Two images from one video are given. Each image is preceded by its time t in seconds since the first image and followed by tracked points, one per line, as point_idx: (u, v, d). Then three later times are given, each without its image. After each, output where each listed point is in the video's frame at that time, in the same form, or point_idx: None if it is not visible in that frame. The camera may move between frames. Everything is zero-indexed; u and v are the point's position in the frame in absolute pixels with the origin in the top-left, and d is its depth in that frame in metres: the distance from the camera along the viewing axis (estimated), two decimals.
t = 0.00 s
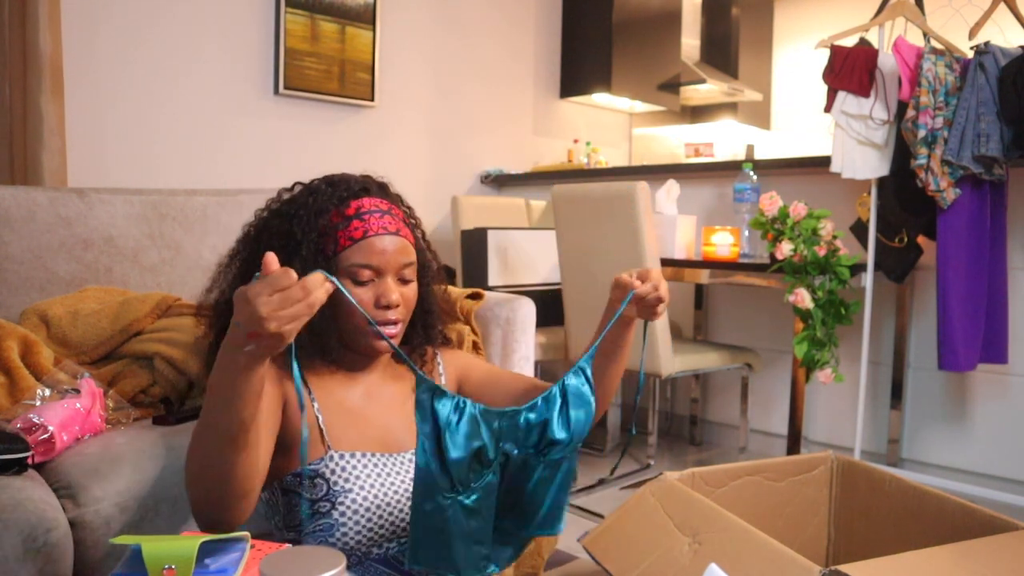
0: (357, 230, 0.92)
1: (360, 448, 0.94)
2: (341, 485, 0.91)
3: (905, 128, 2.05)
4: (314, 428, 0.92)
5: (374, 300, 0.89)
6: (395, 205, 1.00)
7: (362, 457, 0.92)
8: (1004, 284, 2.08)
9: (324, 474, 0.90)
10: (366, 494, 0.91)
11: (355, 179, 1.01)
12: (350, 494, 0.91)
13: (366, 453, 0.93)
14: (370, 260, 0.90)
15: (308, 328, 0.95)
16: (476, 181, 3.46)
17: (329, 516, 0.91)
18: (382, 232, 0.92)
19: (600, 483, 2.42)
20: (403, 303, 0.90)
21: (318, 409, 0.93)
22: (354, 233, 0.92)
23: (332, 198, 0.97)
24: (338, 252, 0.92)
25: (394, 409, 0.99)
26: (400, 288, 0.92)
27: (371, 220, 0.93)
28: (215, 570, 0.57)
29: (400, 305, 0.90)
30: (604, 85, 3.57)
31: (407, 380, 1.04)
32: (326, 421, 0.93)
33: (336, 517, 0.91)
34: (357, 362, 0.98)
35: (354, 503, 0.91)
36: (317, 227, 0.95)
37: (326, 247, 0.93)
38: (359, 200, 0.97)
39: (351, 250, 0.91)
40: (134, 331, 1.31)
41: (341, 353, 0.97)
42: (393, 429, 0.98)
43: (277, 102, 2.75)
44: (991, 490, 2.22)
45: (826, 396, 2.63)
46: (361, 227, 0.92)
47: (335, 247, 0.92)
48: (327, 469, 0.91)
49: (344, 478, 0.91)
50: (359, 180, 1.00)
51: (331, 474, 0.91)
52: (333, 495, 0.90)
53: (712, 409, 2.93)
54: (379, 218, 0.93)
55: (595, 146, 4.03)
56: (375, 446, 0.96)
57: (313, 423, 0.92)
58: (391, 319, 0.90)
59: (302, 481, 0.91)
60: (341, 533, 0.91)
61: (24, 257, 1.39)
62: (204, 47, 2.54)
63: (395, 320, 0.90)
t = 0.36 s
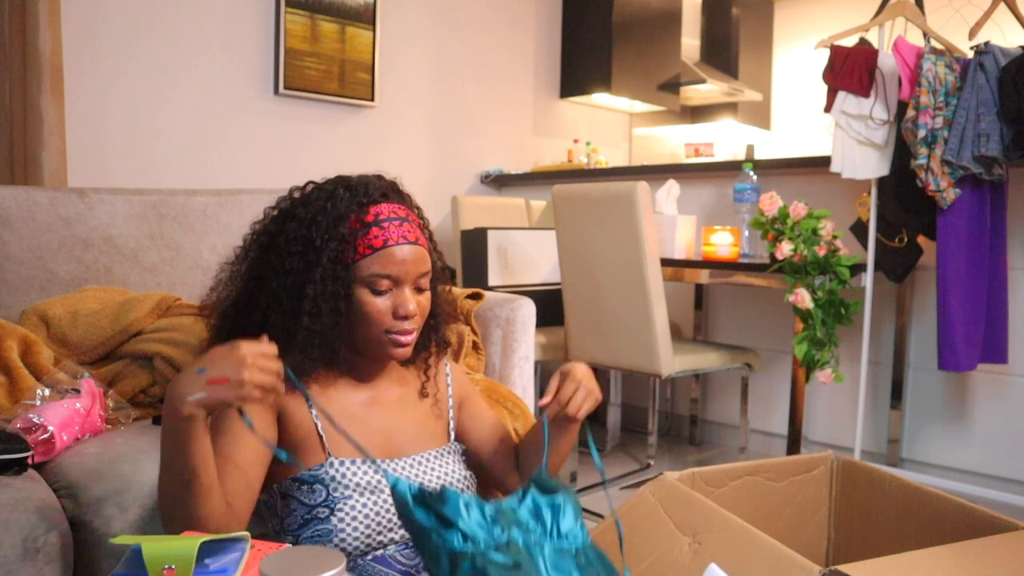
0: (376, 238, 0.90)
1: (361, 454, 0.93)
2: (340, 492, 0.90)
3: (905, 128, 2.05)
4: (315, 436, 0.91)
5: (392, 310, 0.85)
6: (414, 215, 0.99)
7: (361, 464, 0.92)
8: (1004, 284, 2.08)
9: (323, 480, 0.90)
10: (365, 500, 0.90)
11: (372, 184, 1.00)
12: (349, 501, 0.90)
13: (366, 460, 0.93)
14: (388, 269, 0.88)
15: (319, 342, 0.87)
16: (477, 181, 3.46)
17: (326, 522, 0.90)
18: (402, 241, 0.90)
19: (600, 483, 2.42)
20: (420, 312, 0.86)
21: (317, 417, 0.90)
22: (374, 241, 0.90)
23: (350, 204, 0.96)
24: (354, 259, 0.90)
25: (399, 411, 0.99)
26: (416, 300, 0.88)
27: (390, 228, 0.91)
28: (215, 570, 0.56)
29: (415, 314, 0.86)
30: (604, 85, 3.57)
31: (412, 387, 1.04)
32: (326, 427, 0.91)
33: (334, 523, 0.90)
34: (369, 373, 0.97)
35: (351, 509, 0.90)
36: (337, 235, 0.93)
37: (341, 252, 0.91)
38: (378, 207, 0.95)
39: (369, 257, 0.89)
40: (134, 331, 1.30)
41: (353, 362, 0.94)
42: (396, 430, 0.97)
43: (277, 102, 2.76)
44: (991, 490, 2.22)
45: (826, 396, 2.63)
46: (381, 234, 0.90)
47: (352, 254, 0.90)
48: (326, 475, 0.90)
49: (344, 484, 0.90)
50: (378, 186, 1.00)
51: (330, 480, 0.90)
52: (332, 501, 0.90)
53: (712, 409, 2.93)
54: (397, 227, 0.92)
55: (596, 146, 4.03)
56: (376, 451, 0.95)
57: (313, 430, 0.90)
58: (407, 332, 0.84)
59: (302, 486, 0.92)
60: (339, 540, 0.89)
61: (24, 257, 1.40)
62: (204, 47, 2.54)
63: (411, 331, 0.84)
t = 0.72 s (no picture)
0: (416, 258, 0.87)
1: (373, 478, 0.92)
2: (350, 517, 0.88)
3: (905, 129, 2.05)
4: (330, 458, 0.90)
5: (426, 332, 0.86)
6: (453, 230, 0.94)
7: (373, 490, 0.90)
8: (1004, 284, 2.08)
9: (333, 503, 0.88)
10: (375, 527, 0.89)
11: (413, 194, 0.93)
12: (358, 526, 0.88)
13: (379, 486, 0.91)
14: (426, 293, 0.86)
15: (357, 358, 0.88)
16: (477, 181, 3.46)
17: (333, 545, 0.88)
18: (442, 264, 0.87)
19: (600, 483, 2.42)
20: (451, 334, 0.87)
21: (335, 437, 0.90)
22: (413, 262, 0.87)
23: (392, 217, 0.90)
24: (392, 279, 0.87)
25: (414, 425, 0.96)
26: (451, 322, 0.88)
27: (431, 249, 0.88)
28: (215, 570, 0.56)
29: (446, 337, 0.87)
30: (604, 85, 3.57)
31: (430, 405, 1.00)
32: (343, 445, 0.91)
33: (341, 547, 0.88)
34: (388, 391, 0.95)
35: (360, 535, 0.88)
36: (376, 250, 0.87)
37: (378, 270, 0.87)
38: (418, 222, 0.90)
39: (407, 279, 0.86)
40: (134, 331, 1.30)
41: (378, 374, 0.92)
42: (410, 445, 0.95)
43: (277, 102, 2.75)
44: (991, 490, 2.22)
45: (826, 396, 2.63)
46: (421, 255, 0.87)
47: (389, 273, 0.87)
48: (338, 498, 0.89)
49: (354, 510, 0.88)
50: (420, 199, 0.93)
51: (341, 504, 0.89)
52: (341, 525, 0.88)
53: (712, 409, 2.93)
54: (439, 247, 0.88)
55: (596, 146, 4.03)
56: (390, 472, 0.93)
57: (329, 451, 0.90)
58: (439, 356, 0.87)
59: (311, 506, 0.89)
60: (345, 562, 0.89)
61: (24, 257, 1.39)
62: (204, 47, 2.54)
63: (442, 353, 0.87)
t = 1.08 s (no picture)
0: (444, 259, 0.83)
1: (400, 496, 0.88)
2: (371, 537, 0.85)
3: (905, 129, 2.05)
4: (359, 474, 0.87)
5: (456, 336, 0.82)
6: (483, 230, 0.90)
7: (397, 510, 0.86)
8: (1004, 284, 2.08)
9: (355, 522, 0.86)
10: (394, 548, 0.86)
11: (440, 194, 0.90)
12: (378, 548, 0.85)
13: (403, 505, 0.87)
14: (455, 293, 0.82)
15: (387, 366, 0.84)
16: (477, 181, 3.47)
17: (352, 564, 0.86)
18: (471, 264, 0.83)
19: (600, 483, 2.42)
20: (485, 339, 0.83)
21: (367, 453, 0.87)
22: (442, 262, 0.83)
23: (418, 218, 0.86)
24: (421, 282, 0.83)
25: (439, 437, 0.92)
26: (483, 325, 0.84)
27: (460, 249, 0.84)
28: (215, 570, 0.56)
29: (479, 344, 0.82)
30: (604, 85, 3.57)
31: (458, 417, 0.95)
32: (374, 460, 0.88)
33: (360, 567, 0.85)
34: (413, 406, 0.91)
35: (380, 556, 0.85)
36: (401, 252, 0.84)
37: (407, 272, 0.83)
38: (446, 223, 0.86)
39: (435, 280, 0.82)
40: (134, 331, 1.30)
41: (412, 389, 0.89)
42: (435, 464, 0.91)
43: (277, 102, 2.75)
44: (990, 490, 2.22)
45: (826, 396, 2.63)
46: (449, 256, 0.83)
47: (418, 274, 0.83)
48: (360, 517, 0.86)
49: (375, 531, 0.85)
50: (447, 199, 0.89)
51: (362, 523, 0.86)
52: (360, 544, 0.85)
53: (711, 408, 2.93)
54: (467, 247, 0.84)
55: (596, 146, 4.03)
56: (414, 490, 0.90)
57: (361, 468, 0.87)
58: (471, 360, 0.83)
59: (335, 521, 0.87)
60: None
61: (24, 257, 1.39)
62: (204, 47, 2.54)
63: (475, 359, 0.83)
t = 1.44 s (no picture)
0: (489, 288, 0.80)
1: (413, 511, 0.87)
2: (383, 551, 0.84)
3: (905, 129, 2.05)
4: (372, 489, 0.87)
5: (489, 365, 0.80)
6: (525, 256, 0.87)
7: (410, 525, 0.85)
8: (1004, 283, 2.09)
9: (367, 535, 0.84)
10: (407, 562, 0.85)
11: (488, 214, 0.85)
12: (390, 562, 0.84)
13: (415, 519, 0.86)
14: (496, 325, 0.80)
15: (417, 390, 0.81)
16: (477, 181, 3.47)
17: None
18: (514, 295, 0.80)
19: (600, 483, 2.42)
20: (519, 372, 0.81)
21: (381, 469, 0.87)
22: (486, 291, 0.80)
23: (465, 240, 0.82)
24: (463, 308, 0.80)
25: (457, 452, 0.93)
26: (516, 355, 0.82)
27: (505, 278, 0.81)
28: (215, 570, 0.56)
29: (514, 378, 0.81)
30: (604, 85, 3.57)
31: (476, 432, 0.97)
32: (387, 473, 0.87)
33: None
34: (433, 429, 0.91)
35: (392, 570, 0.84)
36: (446, 275, 0.80)
37: (451, 298, 0.79)
38: (492, 248, 0.83)
39: (478, 309, 0.79)
40: (134, 331, 1.30)
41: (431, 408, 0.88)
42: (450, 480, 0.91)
43: (277, 102, 2.75)
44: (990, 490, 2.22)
45: (826, 396, 2.63)
46: (494, 285, 0.80)
47: (461, 300, 0.79)
48: (373, 531, 0.84)
49: (388, 545, 0.84)
50: (495, 220, 0.85)
51: (374, 537, 0.84)
52: (372, 558, 0.84)
53: (711, 409, 2.93)
54: (512, 276, 0.81)
55: (596, 146, 4.03)
56: (428, 504, 0.89)
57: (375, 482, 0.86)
58: (501, 390, 0.81)
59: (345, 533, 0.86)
60: None
61: (24, 257, 1.39)
62: (204, 47, 2.54)
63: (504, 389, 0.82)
